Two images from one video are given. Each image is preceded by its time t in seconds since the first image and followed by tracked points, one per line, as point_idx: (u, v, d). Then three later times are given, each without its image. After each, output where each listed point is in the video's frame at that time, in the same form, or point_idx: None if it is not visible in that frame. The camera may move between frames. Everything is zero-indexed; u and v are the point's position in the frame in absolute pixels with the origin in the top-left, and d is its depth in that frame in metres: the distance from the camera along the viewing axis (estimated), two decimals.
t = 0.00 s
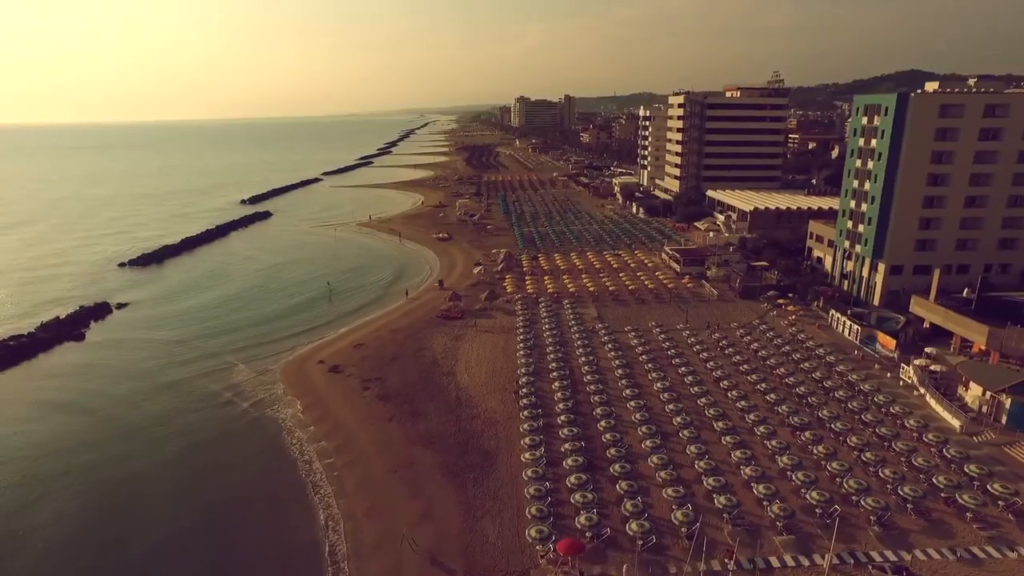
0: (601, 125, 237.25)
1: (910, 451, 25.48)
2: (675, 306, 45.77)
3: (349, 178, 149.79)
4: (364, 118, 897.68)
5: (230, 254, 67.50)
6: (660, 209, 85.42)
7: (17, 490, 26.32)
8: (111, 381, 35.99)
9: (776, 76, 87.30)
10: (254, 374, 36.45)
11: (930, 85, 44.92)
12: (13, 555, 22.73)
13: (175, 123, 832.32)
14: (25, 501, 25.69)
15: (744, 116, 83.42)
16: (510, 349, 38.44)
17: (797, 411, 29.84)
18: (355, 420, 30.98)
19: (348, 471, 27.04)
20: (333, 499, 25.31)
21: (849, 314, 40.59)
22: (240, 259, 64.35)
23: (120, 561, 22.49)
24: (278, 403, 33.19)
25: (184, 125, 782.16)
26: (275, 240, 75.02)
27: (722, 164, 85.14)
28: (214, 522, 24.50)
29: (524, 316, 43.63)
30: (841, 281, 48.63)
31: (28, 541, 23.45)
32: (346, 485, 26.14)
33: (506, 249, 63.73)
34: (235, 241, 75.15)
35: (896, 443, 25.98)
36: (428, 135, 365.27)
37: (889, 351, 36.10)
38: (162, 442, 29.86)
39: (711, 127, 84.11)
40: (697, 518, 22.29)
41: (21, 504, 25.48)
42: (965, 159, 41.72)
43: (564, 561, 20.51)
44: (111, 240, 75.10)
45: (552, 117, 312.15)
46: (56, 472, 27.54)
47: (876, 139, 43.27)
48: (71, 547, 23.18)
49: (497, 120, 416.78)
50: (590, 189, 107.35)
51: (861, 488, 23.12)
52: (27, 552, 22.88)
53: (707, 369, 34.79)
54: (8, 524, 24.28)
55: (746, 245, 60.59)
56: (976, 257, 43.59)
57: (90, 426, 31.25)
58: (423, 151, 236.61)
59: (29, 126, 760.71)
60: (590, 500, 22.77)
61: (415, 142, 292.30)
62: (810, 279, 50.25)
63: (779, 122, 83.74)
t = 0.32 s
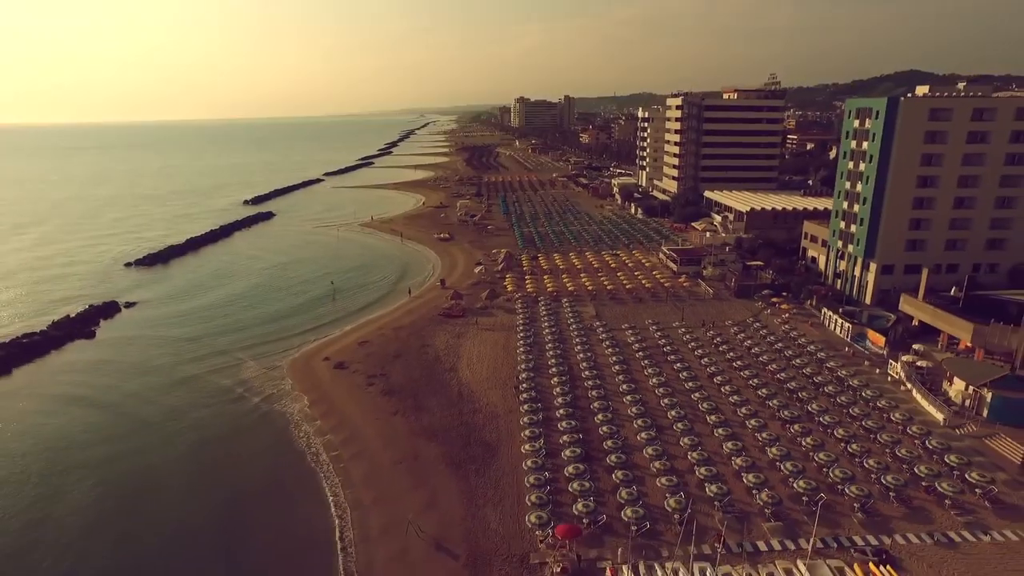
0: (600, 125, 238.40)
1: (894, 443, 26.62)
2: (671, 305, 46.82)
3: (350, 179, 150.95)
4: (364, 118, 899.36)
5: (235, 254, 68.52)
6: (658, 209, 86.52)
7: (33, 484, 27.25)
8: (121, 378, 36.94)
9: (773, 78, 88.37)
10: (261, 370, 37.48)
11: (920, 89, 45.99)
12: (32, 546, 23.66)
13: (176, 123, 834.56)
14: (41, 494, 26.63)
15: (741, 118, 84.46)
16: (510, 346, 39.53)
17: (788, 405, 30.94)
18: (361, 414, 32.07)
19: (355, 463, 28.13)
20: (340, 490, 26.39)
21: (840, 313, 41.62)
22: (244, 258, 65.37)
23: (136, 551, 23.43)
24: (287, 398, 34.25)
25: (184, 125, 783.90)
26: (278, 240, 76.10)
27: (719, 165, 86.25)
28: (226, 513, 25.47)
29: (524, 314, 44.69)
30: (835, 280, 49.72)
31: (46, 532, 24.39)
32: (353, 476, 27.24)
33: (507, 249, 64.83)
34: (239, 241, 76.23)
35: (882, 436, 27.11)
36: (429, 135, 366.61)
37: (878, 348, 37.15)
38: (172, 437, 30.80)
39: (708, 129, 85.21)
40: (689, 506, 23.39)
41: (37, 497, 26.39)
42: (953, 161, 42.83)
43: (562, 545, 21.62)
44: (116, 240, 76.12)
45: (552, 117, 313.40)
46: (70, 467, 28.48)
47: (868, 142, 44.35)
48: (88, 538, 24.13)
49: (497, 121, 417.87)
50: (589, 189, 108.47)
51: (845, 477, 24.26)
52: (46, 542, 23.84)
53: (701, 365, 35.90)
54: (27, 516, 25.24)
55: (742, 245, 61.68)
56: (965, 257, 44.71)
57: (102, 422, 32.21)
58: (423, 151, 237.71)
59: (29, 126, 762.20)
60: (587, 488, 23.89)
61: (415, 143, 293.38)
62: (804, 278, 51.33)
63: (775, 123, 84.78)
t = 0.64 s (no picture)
0: (600, 125, 239.49)
1: (880, 435, 27.72)
2: (668, 304, 47.91)
3: (351, 179, 152.03)
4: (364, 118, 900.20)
5: (239, 254, 69.59)
6: (656, 209, 87.62)
7: (51, 477, 28.26)
8: (132, 375, 37.97)
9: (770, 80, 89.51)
10: (268, 367, 38.50)
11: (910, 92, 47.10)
12: (52, 535, 24.68)
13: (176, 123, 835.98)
14: (58, 487, 27.63)
15: (739, 119, 85.56)
16: (511, 343, 40.61)
17: (779, 399, 32.02)
18: (366, 409, 33.15)
19: (360, 455, 29.22)
20: (347, 480, 27.44)
21: (832, 311, 42.65)
22: (249, 258, 66.41)
23: (151, 540, 24.42)
24: (294, 394, 35.31)
25: (184, 125, 784.98)
26: (282, 240, 77.18)
27: (717, 166, 87.34)
28: (236, 504, 26.45)
29: (524, 313, 45.73)
30: (828, 279, 50.80)
31: (65, 522, 25.41)
32: (360, 467, 28.32)
33: (507, 249, 65.88)
34: (242, 241, 77.30)
35: (868, 428, 28.22)
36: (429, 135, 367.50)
37: (869, 345, 38.17)
38: (182, 432, 31.79)
39: (705, 130, 86.33)
40: (682, 494, 24.45)
41: (54, 489, 27.39)
42: (942, 163, 43.91)
43: (560, 530, 22.68)
44: (122, 240, 77.18)
45: (551, 118, 314.52)
46: (86, 460, 29.50)
47: (860, 144, 45.41)
48: (105, 527, 25.15)
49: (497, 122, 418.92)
50: (589, 190, 109.57)
51: (832, 467, 25.38)
52: (66, 532, 24.88)
53: (696, 361, 37.00)
54: (45, 507, 26.26)
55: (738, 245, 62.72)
56: (955, 257, 45.79)
57: (116, 417, 33.25)
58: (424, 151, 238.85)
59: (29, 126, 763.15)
60: (584, 477, 24.96)
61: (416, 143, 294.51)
62: (798, 277, 52.40)
63: (772, 124, 85.87)
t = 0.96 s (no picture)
0: (600, 126, 240.36)
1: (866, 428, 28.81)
2: (664, 302, 48.98)
3: (352, 180, 153.01)
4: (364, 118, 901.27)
5: (243, 253, 70.61)
6: (655, 210, 88.65)
7: (66, 470, 29.28)
8: (141, 371, 39.01)
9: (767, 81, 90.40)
10: (274, 364, 39.56)
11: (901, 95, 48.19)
12: (68, 526, 25.64)
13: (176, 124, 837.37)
14: (74, 479, 28.69)
15: (736, 120, 86.55)
16: (511, 340, 41.65)
17: (770, 393, 33.11)
18: (370, 403, 34.23)
19: (366, 447, 30.30)
20: (353, 472, 28.48)
21: (825, 309, 43.67)
22: (253, 258, 67.46)
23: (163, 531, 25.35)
24: (301, 389, 36.36)
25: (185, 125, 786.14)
26: (285, 240, 78.23)
27: (715, 167, 88.32)
28: (244, 496, 27.41)
29: (524, 311, 46.79)
30: (822, 278, 51.85)
31: (80, 514, 26.37)
32: (365, 458, 29.39)
33: (507, 250, 66.91)
34: (246, 241, 78.33)
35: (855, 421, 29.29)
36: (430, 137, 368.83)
37: (860, 343, 39.16)
38: (191, 426, 32.77)
39: (703, 131, 87.37)
40: (676, 483, 25.50)
41: (70, 481, 28.46)
42: (932, 164, 44.99)
43: (558, 517, 23.74)
44: (126, 240, 78.15)
45: (551, 118, 315.37)
46: (98, 454, 30.49)
47: (852, 146, 46.50)
48: (119, 519, 26.09)
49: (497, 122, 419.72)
50: (588, 190, 110.62)
51: (819, 457, 26.49)
52: (81, 523, 25.83)
53: (691, 358, 38.08)
54: (60, 500, 27.24)
55: (734, 245, 63.80)
56: (945, 257, 46.86)
57: (126, 412, 34.24)
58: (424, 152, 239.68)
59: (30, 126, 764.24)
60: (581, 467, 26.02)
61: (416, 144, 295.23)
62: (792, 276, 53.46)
63: (769, 125, 86.86)
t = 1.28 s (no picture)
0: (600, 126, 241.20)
1: (853, 422, 29.90)
2: (660, 301, 50.05)
3: (353, 180, 153.97)
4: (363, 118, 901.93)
5: (246, 253, 71.64)
6: (652, 210, 89.76)
7: (81, 462, 30.35)
8: (149, 368, 40.00)
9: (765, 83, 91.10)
10: (279, 361, 40.54)
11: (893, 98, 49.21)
12: (82, 518, 26.49)
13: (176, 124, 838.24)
14: (90, 471, 29.77)
15: (733, 122, 87.59)
16: (511, 337, 42.74)
17: (762, 388, 34.18)
18: (375, 398, 35.30)
19: (371, 440, 31.38)
20: (359, 464, 29.51)
21: (818, 307, 44.69)
22: (256, 258, 68.49)
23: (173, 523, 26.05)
24: (307, 385, 37.44)
25: (185, 125, 786.90)
26: (288, 240, 79.30)
27: (712, 167, 89.35)
28: (254, 486, 28.44)
29: (524, 309, 47.86)
30: (815, 277, 52.91)
31: (94, 507, 27.17)
32: (371, 450, 30.46)
33: (507, 250, 67.89)
34: (249, 241, 79.39)
35: (843, 415, 30.37)
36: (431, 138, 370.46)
37: (851, 340, 40.22)
38: (201, 421, 33.85)
39: (700, 133, 88.44)
40: (669, 473, 26.54)
41: (86, 473, 29.55)
42: (923, 166, 46.03)
43: (556, 505, 24.78)
44: (131, 241, 79.17)
45: (551, 118, 316.27)
46: (112, 447, 31.57)
47: (845, 148, 47.58)
48: (130, 511, 26.87)
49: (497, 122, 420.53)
50: (587, 191, 111.68)
51: (807, 449, 27.57)
52: (94, 515, 26.61)
53: (686, 354, 39.15)
54: (75, 492, 28.10)
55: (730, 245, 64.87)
56: (935, 256, 47.96)
57: (135, 409, 35.17)
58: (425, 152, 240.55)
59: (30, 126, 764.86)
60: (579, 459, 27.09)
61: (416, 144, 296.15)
62: (786, 275, 54.52)
63: (766, 127, 87.83)
